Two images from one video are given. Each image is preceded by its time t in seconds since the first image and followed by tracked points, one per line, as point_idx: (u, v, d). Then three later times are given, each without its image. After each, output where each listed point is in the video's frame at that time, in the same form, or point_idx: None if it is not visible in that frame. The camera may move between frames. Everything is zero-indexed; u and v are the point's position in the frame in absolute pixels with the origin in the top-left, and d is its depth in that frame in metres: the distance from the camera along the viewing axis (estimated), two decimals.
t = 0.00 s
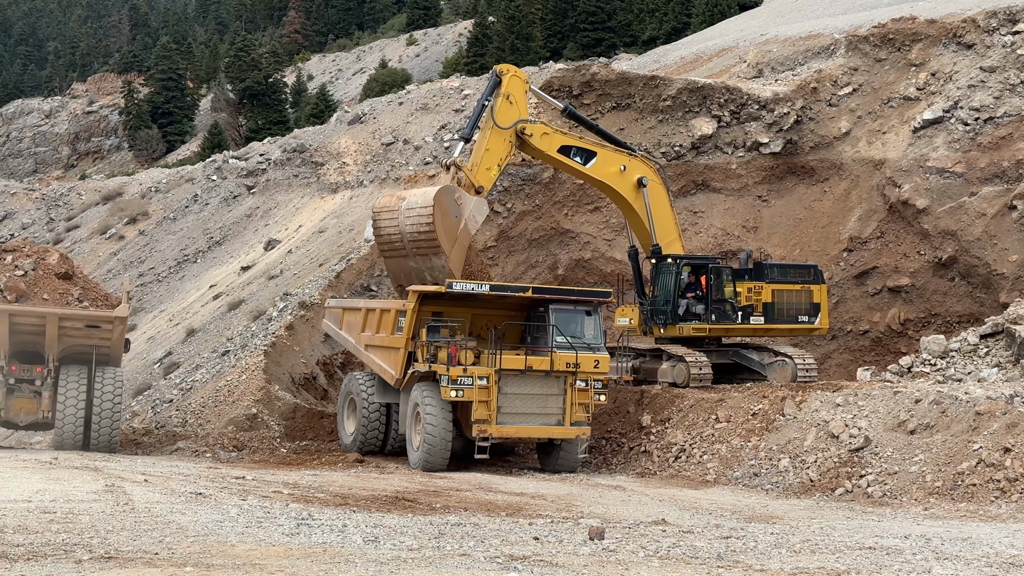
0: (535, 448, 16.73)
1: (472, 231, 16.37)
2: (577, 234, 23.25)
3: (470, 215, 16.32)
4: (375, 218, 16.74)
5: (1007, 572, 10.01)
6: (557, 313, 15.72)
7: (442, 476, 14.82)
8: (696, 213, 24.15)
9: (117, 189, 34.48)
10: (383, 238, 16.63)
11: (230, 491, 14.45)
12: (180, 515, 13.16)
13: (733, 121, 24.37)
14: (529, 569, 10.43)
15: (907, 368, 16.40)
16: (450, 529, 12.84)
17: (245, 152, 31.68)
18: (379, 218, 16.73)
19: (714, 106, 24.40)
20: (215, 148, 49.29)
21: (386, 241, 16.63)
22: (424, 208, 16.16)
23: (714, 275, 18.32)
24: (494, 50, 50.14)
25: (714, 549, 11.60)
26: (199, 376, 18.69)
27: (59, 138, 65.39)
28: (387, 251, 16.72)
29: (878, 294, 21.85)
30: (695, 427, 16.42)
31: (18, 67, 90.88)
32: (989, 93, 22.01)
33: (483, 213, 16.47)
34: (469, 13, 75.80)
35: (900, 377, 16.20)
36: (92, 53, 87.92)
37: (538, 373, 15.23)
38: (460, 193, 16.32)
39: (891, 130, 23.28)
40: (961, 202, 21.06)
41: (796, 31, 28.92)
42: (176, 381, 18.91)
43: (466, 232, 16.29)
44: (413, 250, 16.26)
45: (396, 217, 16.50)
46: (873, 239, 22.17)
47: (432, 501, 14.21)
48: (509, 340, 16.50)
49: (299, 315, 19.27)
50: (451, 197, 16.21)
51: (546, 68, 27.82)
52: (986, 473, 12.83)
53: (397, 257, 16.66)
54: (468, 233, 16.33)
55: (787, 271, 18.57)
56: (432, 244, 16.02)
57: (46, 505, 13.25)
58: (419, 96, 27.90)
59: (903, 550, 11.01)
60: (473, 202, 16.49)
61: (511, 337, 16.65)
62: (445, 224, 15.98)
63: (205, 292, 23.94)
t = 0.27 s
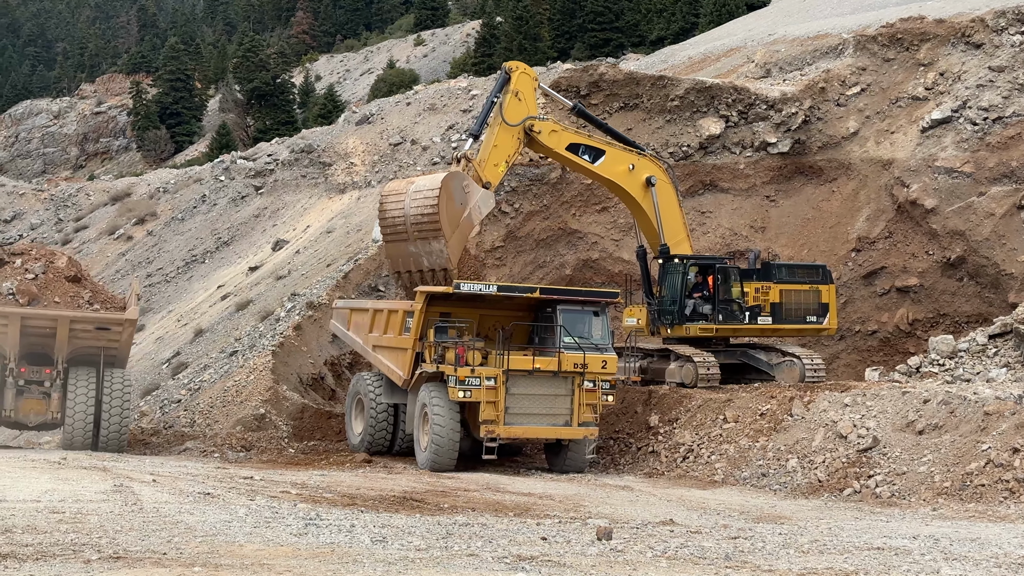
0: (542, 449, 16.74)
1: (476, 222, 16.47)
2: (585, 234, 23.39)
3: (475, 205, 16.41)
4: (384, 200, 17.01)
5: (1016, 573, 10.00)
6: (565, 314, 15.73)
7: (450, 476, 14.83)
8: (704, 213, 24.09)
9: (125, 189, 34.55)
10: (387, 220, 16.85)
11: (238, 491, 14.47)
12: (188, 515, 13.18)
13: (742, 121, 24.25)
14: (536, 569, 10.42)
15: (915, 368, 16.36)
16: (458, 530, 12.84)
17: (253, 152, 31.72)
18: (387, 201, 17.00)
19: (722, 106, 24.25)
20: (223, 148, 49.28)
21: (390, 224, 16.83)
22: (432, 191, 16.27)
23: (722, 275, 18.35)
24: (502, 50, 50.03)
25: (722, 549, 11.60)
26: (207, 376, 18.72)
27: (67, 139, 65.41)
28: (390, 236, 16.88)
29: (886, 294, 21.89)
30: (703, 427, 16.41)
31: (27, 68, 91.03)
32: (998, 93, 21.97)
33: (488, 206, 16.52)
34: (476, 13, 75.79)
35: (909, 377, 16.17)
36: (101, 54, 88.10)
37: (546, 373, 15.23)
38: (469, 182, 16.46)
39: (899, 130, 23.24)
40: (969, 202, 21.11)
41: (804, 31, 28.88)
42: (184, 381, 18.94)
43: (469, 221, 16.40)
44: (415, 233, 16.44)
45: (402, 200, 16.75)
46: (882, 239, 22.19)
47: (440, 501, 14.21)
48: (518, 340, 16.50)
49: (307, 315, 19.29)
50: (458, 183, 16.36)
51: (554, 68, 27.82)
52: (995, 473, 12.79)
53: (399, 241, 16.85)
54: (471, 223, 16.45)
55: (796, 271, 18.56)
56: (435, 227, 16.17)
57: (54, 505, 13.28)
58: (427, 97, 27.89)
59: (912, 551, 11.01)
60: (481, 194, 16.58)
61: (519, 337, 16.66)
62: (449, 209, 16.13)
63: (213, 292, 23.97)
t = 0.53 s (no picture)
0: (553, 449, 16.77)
1: (481, 218, 16.41)
2: (596, 234, 23.38)
3: (479, 202, 16.35)
4: (393, 196, 17.14)
5: None
6: (575, 314, 15.72)
7: (461, 477, 14.84)
8: (715, 213, 23.98)
9: (136, 191, 34.62)
10: (394, 215, 16.93)
11: (249, 492, 14.49)
12: (199, 516, 13.21)
13: (753, 121, 24.21)
14: (545, 570, 10.41)
15: (927, 368, 16.33)
16: (469, 530, 12.85)
17: (263, 153, 31.78)
18: (395, 196, 17.13)
19: (733, 106, 24.23)
20: (234, 149, 49.30)
21: (398, 219, 16.93)
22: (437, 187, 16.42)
23: (731, 276, 18.36)
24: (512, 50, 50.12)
25: (732, 551, 11.59)
26: (218, 376, 18.76)
27: (78, 139, 65.51)
28: (398, 231, 16.97)
29: (898, 294, 21.74)
30: (714, 428, 16.40)
31: (39, 69, 91.28)
32: (1010, 93, 21.94)
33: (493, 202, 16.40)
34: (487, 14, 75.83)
35: (919, 377, 16.19)
36: (113, 55, 88.29)
37: (556, 374, 15.22)
38: (474, 178, 16.43)
39: (910, 130, 23.20)
40: (981, 202, 21.13)
41: (816, 31, 28.85)
42: (195, 382, 18.98)
43: (473, 217, 16.37)
44: (421, 229, 16.58)
45: (409, 196, 16.89)
46: (893, 240, 22.11)
47: (451, 502, 14.22)
48: (528, 341, 16.51)
49: (317, 315, 19.34)
50: (464, 179, 16.37)
51: (564, 69, 27.84)
52: (1007, 474, 12.74)
53: (407, 237, 16.97)
54: (475, 219, 16.41)
55: (807, 271, 18.52)
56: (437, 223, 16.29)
57: (66, 505, 13.32)
58: (437, 97, 27.92)
59: (923, 552, 10.99)
60: (486, 191, 16.49)
61: (529, 337, 16.65)
62: (452, 203, 16.21)
63: (224, 293, 24.01)
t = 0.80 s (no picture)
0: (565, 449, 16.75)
1: (482, 219, 16.89)
2: (609, 235, 23.38)
3: (481, 204, 16.76)
4: (401, 199, 18.30)
5: None
6: (587, 314, 15.71)
7: (474, 478, 14.84)
8: (728, 213, 23.94)
9: (150, 192, 34.70)
10: (404, 217, 18.07)
11: (262, 492, 14.51)
12: (213, 516, 13.24)
13: (765, 121, 24.17)
14: (558, 571, 10.39)
15: (941, 369, 16.27)
16: (482, 530, 12.84)
17: (275, 154, 31.82)
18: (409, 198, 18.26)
19: (746, 106, 24.18)
20: (246, 150, 49.36)
21: (407, 221, 18.06)
22: (441, 189, 17.45)
23: (742, 276, 18.24)
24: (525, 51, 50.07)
25: (746, 551, 11.58)
26: (231, 377, 18.79)
27: (93, 140, 65.65)
28: (410, 232, 18.06)
29: (911, 294, 21.71)
30: (727, 428, 16.37)
31: (53, 71, 91.57)
32: None
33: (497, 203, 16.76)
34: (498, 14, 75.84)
35: (933, 378, 16.11)
36: (126, 57, 88.52)
37: (568, 375, 15.20)
38: (477, 180, 16.94)
39: (924, 130, 23.15)
40: (995, 202, 21.03)
41: (829, 30, 28.80)
42: (209, 382, 19.02)
43: (475, 218, 16.98)
44: (424, 231, 17.64)
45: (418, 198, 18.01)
46: (906, 239, 22.05)
47: (464, 502, 14.22)
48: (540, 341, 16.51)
49: (331, 316, 19.38)
50: (466, 181, 17.01)
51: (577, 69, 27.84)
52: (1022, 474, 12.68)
53: (415, 238, 18.07)
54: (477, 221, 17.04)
55: (820, 272, 18.48)
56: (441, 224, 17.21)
57: (81, 505, 13.36)
58: (450, 98, 27.95)
59: (937, 552, 10.97)
60: (490, 193, 16.80)
61: (541, 338, 16.64)
62: (452, 205, 17.06)
63: (238, 293, 24.03)
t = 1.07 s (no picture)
0: (578, 450, 16.74)
1: (482, 222, 16.45)
2: (622, 235, 23.40)
3: (481, 206, 16.46)
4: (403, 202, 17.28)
5: None
6: (598, 315, 15.69)
7: (486, 479, 14.82)
8: (741, 213, 23.83)
9: (163, 193, 34.78)
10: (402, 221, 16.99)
11: (275, 492, 14.52)
12: (227, 516, 13.26)
13: (778, 121, 24.10)
14: (572, 571, 10.40)
15: (955, 369, 16.22)
16: (495, 531, 12.83)
17: (288, 155, 31.86)
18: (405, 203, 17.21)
19: (759, 106, 24.10)
20: (259, 150, 49.41)
21: (405, 224, 16.95)
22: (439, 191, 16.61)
23: (751, 276, 18.24)
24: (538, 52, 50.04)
25: (759, 552, 11.55)
26: (244, 378, 18.81)
27: (106, 141, 65.79)
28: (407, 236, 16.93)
29: (925, 294, 21.68)
30: (740, 429, 16.34)
31: (67, 71, 91.85)
32: None
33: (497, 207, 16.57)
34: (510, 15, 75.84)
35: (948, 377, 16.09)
36: (140, 58, 88.76)
37: (580, 376, 15.19)
38: (475, 184, 16.62)
39: (938, 130, 23.08)
40: (1010, 202, 21.16)
41: (843, 30, 28.76)
42: (222, 383, 19.04)
43: (474, 220, 16.44)
44: (426, 233, 16.54)
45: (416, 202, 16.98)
46: (921, 239, 21.99)
47: (476, 502, 14.21)
48: (552, 342, 16.49)
49: (343, 316, 19.38)
50: (464, 184, 16.56)
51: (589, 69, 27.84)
52: None
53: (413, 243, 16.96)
54: (477, 224, 16.45)
55: (833, 271, 18.51)
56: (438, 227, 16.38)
57: (95, 505, 13.39)
58: (463, 99, 27.98)
59: (951, 553, 10.94)
60: (488, 195, 16.59)
61: (553, 338, 16.64)
62: (452, 207, 16.34)
63: (250, 294, 24.05)
